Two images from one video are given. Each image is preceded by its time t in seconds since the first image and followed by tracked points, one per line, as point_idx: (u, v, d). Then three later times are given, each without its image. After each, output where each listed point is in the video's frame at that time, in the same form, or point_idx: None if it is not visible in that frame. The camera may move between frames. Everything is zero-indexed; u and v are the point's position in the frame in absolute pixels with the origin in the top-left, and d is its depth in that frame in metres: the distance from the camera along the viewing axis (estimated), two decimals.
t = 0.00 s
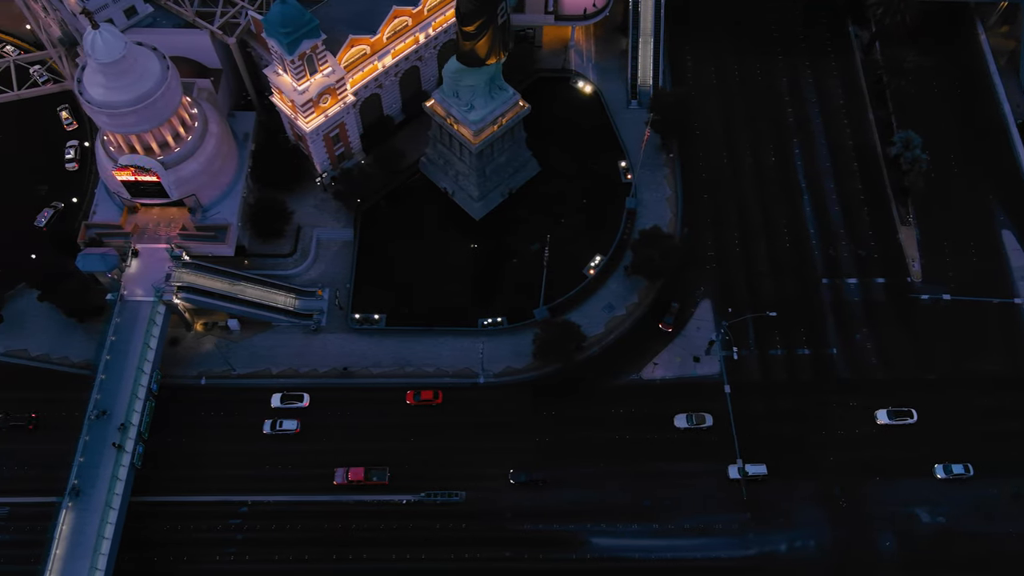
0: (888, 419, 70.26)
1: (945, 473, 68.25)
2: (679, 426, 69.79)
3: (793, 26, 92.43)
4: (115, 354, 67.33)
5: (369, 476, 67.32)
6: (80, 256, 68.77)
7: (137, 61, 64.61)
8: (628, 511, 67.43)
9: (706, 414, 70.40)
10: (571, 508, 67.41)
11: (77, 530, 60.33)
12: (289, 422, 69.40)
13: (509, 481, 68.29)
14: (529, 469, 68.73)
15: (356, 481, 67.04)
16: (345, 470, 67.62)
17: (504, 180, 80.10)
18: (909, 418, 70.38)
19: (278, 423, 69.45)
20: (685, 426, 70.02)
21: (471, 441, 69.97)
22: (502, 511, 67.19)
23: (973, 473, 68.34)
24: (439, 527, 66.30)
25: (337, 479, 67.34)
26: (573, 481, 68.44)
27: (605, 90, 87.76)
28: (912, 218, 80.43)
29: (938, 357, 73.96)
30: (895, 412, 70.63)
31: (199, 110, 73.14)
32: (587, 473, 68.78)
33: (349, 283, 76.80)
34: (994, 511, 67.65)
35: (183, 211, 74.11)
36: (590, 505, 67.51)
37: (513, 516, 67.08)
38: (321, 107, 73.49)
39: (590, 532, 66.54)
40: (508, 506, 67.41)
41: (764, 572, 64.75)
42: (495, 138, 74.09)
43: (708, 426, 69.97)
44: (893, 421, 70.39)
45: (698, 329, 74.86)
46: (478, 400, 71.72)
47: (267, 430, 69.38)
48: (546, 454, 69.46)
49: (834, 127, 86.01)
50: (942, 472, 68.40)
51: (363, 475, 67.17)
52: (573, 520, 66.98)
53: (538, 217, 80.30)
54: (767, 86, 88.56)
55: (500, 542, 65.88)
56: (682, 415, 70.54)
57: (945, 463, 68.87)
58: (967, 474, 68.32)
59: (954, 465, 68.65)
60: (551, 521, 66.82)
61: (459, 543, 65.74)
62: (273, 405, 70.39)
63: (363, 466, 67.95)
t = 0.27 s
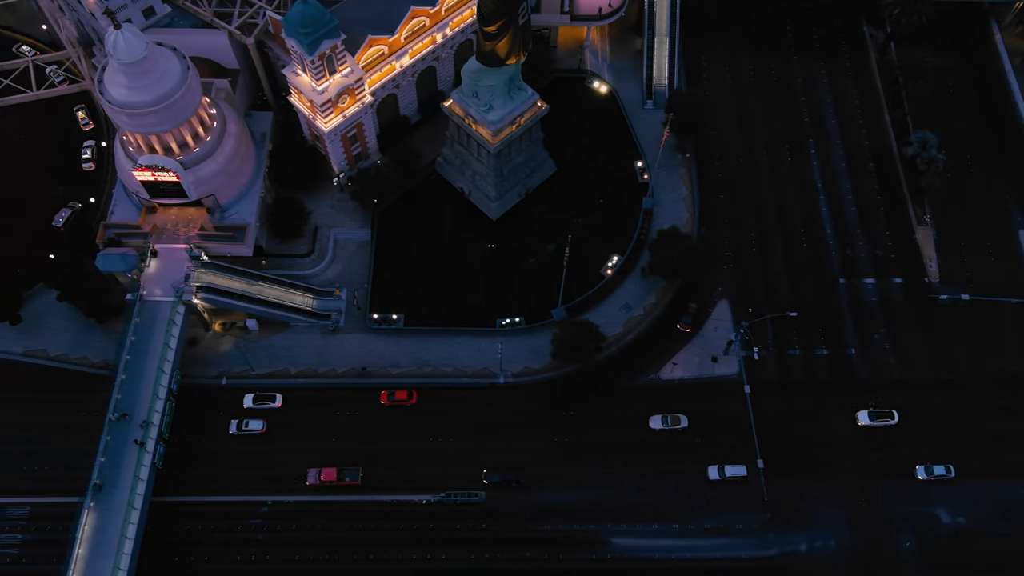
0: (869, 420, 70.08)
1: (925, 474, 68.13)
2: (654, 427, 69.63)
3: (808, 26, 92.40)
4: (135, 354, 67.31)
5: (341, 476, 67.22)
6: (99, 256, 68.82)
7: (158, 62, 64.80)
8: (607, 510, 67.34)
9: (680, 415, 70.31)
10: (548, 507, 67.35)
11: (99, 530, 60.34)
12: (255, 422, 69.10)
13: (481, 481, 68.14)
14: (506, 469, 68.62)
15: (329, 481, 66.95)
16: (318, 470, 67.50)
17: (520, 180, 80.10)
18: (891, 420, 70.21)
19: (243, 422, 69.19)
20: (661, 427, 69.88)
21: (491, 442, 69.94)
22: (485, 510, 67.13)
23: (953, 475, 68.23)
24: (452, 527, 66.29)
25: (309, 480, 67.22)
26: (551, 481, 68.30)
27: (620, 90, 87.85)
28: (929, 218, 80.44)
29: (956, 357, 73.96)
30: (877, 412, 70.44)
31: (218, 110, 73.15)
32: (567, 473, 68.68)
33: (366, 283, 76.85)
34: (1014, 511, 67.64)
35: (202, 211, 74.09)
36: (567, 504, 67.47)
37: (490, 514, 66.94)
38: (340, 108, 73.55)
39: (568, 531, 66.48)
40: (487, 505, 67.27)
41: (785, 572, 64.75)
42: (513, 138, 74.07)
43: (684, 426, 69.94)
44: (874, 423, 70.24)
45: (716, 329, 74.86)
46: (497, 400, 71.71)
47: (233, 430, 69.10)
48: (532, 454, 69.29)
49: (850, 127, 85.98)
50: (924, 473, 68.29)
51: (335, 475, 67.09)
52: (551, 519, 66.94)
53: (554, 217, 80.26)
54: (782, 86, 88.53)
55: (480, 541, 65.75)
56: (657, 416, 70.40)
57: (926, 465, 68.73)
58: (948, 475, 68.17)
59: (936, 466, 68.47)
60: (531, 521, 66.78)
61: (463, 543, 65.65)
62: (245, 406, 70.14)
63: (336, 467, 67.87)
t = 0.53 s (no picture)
0: (849, 421, 70.06)
1: (905, 475, 67.99)
2: (628, 428, 69.86)
3: (822, 26, 92.34)
4: (154, 354, 67.34)
5: (312, 476, 67.25)
6: (119, 256, 68.89)
7: (179, 62, 64.74)
8: (591, 506, 67.53)
9: (654, 416, 70.32)
10: (531, 502, 67.86)
11: (122, 530, 60.38)
12: (220, 422, 69.02)
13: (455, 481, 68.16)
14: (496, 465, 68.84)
15: (298, 482, 66.95)
16: (289, 470, 67.48)
17: (537, 180, 80.12)
18: (870, 421, 70.16)
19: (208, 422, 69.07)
20: (634, 428, 70.03)
21: (510, 442, 69.99)
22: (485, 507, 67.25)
23: (933, 476, 68.07)
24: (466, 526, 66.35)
25: (281, 480, 67.22)
26: (538, 476, 68.70)
27: (636, 91, 87.84)
28: (945, 218, 80.47)
29: (974, 356, 73.94)
30: (856, 414, 70.35)
31: (236, 110, 73.16)
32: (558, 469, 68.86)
33: (384, 283, 76.90)
34: None
35: (220, 212, 74.10)
36: (551, 499, 67.82)
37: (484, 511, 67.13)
38: (358, 108, 73.60)
39: (550, 526, 66.78)
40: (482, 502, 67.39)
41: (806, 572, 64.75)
42: (532, 138, 74.07)
43: (656, 429, 69.90)
44: (854, 424, 70.17)
45: (734, 329, 74.89)
46: (516, 400, 71.74)
47: (199, 430, 69.05)
48: (524, 450, 69.63)
49: (866, 127, 85.95)
50: (903, 475, 68.19)
51: (307, 475, 67.13)
52: (534, 514, 67.42)
53: (571, 217, 80.25)
54: (797, 86, 88.53)
55: (483, 538, 65.84)
56: (630, 417, 70.58)
57: (907, 466, 68.52)
58: (928, 476, 68.03)
59: (915, 467, 68.35)
60: (516, 515, 67.15)
61: (472, 541, 65.70)
62: (217, 405, 70.26)
63: (307, 467, 67.87)
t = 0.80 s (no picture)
0: (827, 423, 70.05)
1: (884, 477, 67.96)
2: (602, 430, 69.86)
3: (837, 25, 92.31)
4: (175, 354, 67.34)
5: (284, 477, 67.14)
6: (139, 256, 68.95)
7: (200, 62, 64.78)
8: (591, 506, 67.53)
9: (627, 418, 70.42)
10: (531, 502, 67.95)
11: (144, 530, 60.45)
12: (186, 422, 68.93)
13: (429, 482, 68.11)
14: (496, 465, 68.93)
15: (269, 483, 66.78)
16: (260, 471, 67.33)
17: (555, 180, 80.15)
18: (849, 422, 70.12)
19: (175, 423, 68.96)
20: (608, 430, 70.03)
21: (529, 442, 70.10)
22: (499, 507, 67.48)
23: (912, 478, 67.98)
24: (485, 526, 66.49)
25: (252, 481, 67.11)
26: (538, 476, 68.85)
27: (651, 91, 87.95)
28: (963, 218, 80.53)
29: (993, 357, 73.94)
30: (836, 416, 70.25)
31: (255, 111, 73.16)
32: (559, 467, 69.09)
33: (401, 283, 76.95)
34: None
35: (239, 212, 74.11)
36: (551, 499, 67.88)
37: (489, 509, 67.37)
38: (377, 108, 73.62)
39: (550, 526, 66.80)
40: (491, 501, 67.62)
41: (826, 572, 64.78)
42: (550, 138, 74.04)
43: (629, 430, 69.95)
44: (833, 425, 70.13)
45: (752, 329, 74.91)
46: (535, 400, 71.79)
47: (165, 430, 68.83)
48: (524, 449, 69.80)
49: (882, 127, 85.94)
50: (883, 476, 68.10)
51: (278, 476, 66.99)
52: (534, 514, 67.49)
53: (588, 217, 80.27)
54: (813, 86, 88.51)
55: (494, 536, 66.01)
56: (603, 419, 70.60)
57: (885, 467, 68.45)
58: (907, 478, 67.97)
59: (894, 469, 68.27)
60: (516, 515, 67.18)
61: (488, 540, 65.89)
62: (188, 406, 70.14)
63: (278, 467, 67.72)
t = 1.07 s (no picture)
0: (805, 424, 69.84)
1: (862, 478, 67.67)
2: (574, 431, 69.67)
3: (852, 25, 92.30)
4: (195, 354, 67.45)
5: (253, 477, 66.72)
6: (159, 257, 69.15)
7: (221, 62, 64.78)
8: (591, 506, 67.59)
9: (599, 419, 70.43)
10: (531, 502, 68.02)
11: (166, 530, 60.43)
12: (147, 422, 68.76)
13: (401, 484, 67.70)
14: (496, 465, 69.02)
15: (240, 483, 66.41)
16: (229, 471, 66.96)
17: (572, 180, 80.15)
18: (827, 423, 69.89)
19: (135, 422, 68.77)
20: (580, 431, 69.91)
21: (548, 442, 70.14)
22: (499, 507, 67.47)
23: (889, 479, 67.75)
24: (485, 526, 66.53)
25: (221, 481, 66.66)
26: (538, 476, 68.92)
27: (667, 90, 87.85)
28: (979, 218, 80.67)
29: (1011, 357, 74.02)
30: (814, 416, 70.08)
31: (274, 111, 73.27)
32: (559, 467, 69.15)
33: (419, 283, 77.01)
34: None
35: (257, 212, 74.15)
36: (551, 499, 67.94)
37: (489, 509, 67.39)
38: (395, 108, 73.61)
39: (550, 526, 66.87)
40: (492, 501, 67.61)
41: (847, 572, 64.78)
42: (568, 138, 74.02)
43: (602, 431, 69.96)
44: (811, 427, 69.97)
45: (770, 330, 74.98)
46: (554, 400, 71.82)
47: (125, 430, 68.72)
48: (523, 449, 69.87)
49: (898, 127, 85.91)
50: (860, 477, 67.89)
51: (247, 476, 66.58)
52: (534, 514, 67.52)
53: (605, 216, 80.30)
54: (829, 86, 88.50)
55: (494, 536, 66.06)
56: (575, 420, 70.50)
57: (863, 468, 68.30)
58: (885, 479, 67.69)
59: (872, 470, 68.00)
60: (516, 515, 67.20)
61: (488, 540, 65.93)
62: (159, 406, 69.80)
63: (248, 468, 67.33)
